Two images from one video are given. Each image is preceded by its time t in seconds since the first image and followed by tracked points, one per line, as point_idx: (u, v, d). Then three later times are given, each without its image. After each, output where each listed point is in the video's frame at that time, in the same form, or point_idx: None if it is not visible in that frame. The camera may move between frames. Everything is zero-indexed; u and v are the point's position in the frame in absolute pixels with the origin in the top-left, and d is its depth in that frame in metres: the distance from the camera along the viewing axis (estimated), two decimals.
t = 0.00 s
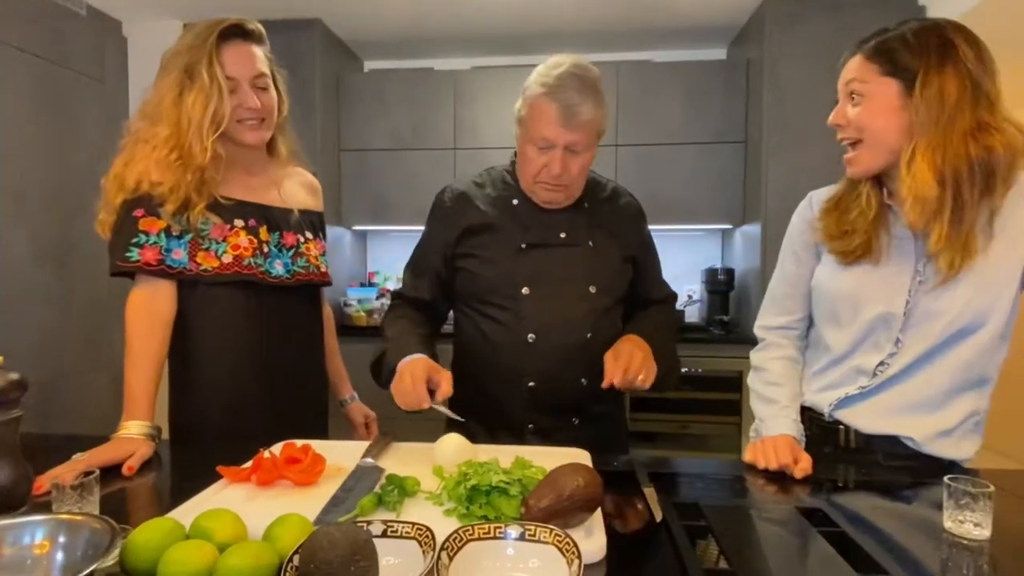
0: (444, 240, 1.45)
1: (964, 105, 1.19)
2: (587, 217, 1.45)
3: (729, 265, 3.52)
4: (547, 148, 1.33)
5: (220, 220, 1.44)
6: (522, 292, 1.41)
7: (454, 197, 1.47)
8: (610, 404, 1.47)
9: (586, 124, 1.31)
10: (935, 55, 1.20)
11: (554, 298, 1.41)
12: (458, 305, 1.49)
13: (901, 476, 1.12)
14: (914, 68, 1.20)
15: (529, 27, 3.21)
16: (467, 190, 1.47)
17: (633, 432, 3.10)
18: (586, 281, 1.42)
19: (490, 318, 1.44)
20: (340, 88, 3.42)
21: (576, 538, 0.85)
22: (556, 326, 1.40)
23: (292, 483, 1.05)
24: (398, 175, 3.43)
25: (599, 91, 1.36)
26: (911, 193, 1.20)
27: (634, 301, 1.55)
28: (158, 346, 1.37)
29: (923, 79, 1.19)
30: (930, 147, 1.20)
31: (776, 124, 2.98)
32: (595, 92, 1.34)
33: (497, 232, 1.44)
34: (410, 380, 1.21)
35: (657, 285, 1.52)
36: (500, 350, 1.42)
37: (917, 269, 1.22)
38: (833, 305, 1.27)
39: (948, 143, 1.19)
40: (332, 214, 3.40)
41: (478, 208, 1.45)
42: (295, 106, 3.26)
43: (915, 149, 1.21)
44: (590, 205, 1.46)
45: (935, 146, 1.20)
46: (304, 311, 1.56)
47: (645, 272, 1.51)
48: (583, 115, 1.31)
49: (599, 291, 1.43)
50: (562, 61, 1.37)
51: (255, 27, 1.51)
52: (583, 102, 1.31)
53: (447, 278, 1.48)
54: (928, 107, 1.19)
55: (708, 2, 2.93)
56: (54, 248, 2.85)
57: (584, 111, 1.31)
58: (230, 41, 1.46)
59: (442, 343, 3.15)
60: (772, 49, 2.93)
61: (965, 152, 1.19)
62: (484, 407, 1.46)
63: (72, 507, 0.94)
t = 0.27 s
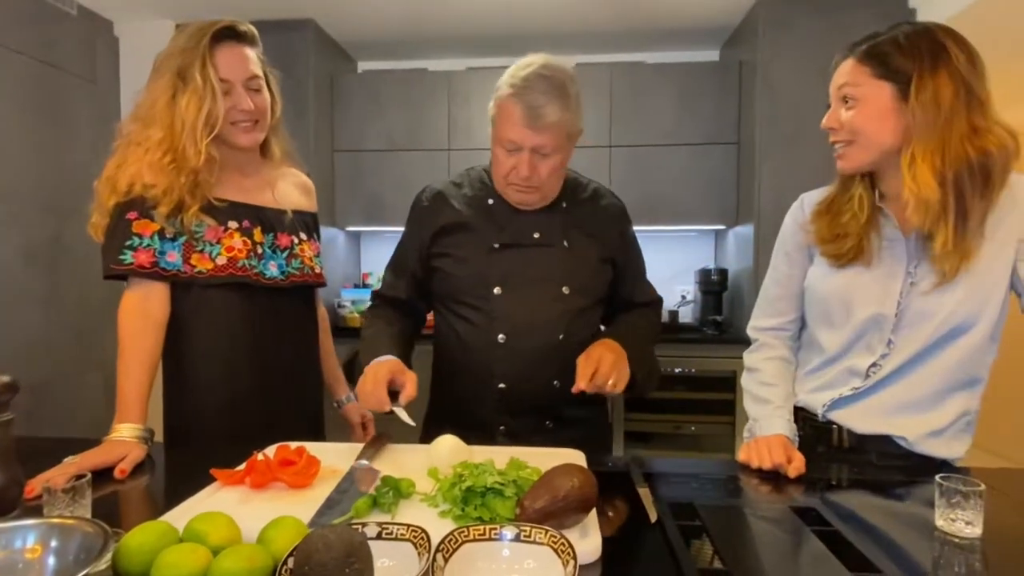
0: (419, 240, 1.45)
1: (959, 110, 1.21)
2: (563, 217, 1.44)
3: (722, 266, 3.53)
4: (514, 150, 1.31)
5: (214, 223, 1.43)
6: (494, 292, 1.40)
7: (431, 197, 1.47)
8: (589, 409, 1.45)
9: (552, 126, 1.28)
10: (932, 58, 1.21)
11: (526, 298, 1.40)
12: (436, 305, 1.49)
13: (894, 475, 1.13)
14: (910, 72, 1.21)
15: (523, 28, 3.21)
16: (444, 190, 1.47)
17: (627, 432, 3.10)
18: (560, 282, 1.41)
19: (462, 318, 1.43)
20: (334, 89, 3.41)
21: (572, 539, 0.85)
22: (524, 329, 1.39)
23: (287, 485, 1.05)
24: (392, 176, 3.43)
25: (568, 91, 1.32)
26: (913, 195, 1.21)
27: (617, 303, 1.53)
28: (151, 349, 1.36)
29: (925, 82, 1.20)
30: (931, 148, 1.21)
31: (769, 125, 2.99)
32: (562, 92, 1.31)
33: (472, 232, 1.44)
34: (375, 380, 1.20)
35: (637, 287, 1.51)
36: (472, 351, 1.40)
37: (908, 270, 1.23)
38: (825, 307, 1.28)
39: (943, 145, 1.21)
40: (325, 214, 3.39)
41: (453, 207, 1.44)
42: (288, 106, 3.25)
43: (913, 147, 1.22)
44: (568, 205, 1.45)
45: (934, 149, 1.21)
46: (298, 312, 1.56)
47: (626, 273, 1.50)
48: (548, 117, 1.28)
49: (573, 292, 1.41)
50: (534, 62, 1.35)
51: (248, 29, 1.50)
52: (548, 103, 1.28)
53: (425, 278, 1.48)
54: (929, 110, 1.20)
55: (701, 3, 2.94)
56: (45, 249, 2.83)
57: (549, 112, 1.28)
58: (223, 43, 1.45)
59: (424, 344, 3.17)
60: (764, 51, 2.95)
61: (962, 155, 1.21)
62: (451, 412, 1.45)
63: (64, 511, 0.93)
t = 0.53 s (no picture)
0: (392, 243, 1.44)
1: (952, 113, 1.21)
2: (536, 216, 1.43)
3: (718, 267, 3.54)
4: (481, 151, 1.29)
5: (209, 225, 1.43)
6: (466, 293, 1.39)
7: (403, 199, 1.47)
8: (563, 412, 1.43)
9: (516, 124, 1.26)
10: (925, 61, 1.22)
11: (497, 298, 1.38)
12: (411, 307, 1.48)
13: (889, 475, 1.13)
14: (905, 74, 1.22)
15: (519, 29, 3.22)
16: (417, 191, 1.47)
17: (624, 433, 3.11)
18: (532, 281, 1.40)
19: (434, 318, 1.42)
20: (330, 90, 3.41)
21: (569, 540, 0.85)
22: (496, 331, 1.37)
23: (283, 487, 1.04)
24: (388, 177, 3.42)
25: (530, 88, 1.30)
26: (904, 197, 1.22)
27: (596, 303, 1.52)
28: (146, 351, 1.35)
29: (914, 85, 1.21)
30: (923, 150, 1.22)
31: (764, 127, 3.01)
32: (525, 90, 1.29)
33: (444, 234, 1.43)
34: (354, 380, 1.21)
35: (613, 287, 1.49)
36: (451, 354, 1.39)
37: (902, 272, 1.24)
38: (821, 310, 1.28)
39: (937, 146, 1.21)
40: (321, 215, 3.39)
41: (425, 209, 1.44)
42: (284, 107, 3.24)
43: (907, 149, 1.23)
44: (541, 204, 1.44)
45: (928, 150, 1.22)
46: (293, 314, 1.55)
47: (603, 272, 1.48)
48: (511, 116, 1.26)
49: (546, 291, 1.40)
50: (497, 60, 1.33)
51: (240, 29, 1.50)
52: (510, 102, 1.26)
53: (399, 280, 1.47)
54: (923, 112, 1.20)
55: (696, 5, 2.95)
56: (38, 251, 2.81)
57: (512, 111, 1.26)
58: (216, 44, 1.45)
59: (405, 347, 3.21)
60: (759, 52, 2.96)
61: (956, 155, 1.21)
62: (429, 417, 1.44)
63: (58, 514, 0.92)
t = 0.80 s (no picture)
0: (371, 246, 1.45)
1: (947, 117, 1.22)
2: (517, 217, 1.43)
3: (715, 268, 3.55)
4: (457, 153, 1.28)
5: (204, 227, 1.42)
6: (447, 295, 1.39)
7: (385, 203, 1.47)
8: (553, 415, 1.42)
9: (491, 126, 1.25)
10: (919, 63, 1.23)
11: (478, 300, 1.38)
12: (394, 310, 1.47)
13: (886, 476, 1.14)
14: (900, 78, 1.23)
15: (517, 31, 3.23)
16: (398, 195, 1.47)
17: (622, 434, 3.11)
18: (513, 282, 1.40)
19: (416, 322, 1.42)
20: (327, 92, 3.41)
21: (568, 542, 0.85)
22: (478, 333, 1.37)
23: (281, 490, 1.04)
24: (385, 179, 3.42)
25: (504, 88, 1.29)
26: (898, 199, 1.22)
27: (581, 303, 1.51)
28: (142, 354, 1.35)
29: (904, 91, 1.22)
30: (915, 158, 1.23)
31: (761, 128, 3.02)
32: (497, 90, 1.28)
33: (423, 237, 1.43)
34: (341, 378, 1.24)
35: (596, 288, 1.49)
36: (439, 356, 1.38)
37: (898, 274, 1.24)
38: (817, 312, 1.29)
39: (934, 151, 1.22)
40: (319, 218, 3.39)
41: (405, 213, 1.44)
42: (281, 109, 3.24)
43: (902, 159, 1.24)
44: (522, 204, 1.44)
45: (924, 155, 1.22)
46: (289, 316, 1.55)
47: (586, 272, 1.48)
48: (484, 117, 1.25)
49: (527, 291, 1.40)
50: (470, 62, 1.32)
51: (234, 31, 1.50)
52: (482, 103, 1.25)
53: (382, 284, 1.47)
54: (914, 118, 1.21)
55: (693, 8, 2.96)
56: (35, 253, 2.80)
57: (485, 112, 1.25)
58: (210, 46, 1.45)
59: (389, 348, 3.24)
60: (755, 54, 2.97)
61: (951, 158, 1.22)
62: (415, 419, 1.43)
63: (56, 518, 0.92)
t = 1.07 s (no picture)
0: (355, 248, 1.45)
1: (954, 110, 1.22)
2: (499, 218, 1.42)
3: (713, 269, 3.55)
4: (434, 158, 1.28)
5: (201, 228, 1.42)
6: (430, 299, 1.39)
7: (369, 206, 1.47)
8: (541, 419, 1.42)
9: (466, 130, 1.24)
10: (914, 58, 1.22)
11: (460, 303, 1.38)
12: (381, 313, 1.47)
13: (884, 476, 1.14)
14: (903, 74, 1.21)
15: (515, 33, 3.23)
16: (383, 198, 1.47)
17: (620, 435, 3.11)
18: (495, 285, 1.39)
19: (400, 325, 1.42)
20: (325, 94, 3.41)
21: (568, 543, 0.85)
22: (460, 337, 1.37)
23: (280, 492, 1.04)
24: (382, 181, 3.42)
25: (480, 90, 1.28)
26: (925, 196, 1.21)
27: (570, 305, 1.49)
28: (138, 358, 1.35)
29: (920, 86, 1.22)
30: (943, 145, 1.22)
31: (759, 130, 3.02)
32: (473, 93, 1.26)
33: (404, 240, 1.43)
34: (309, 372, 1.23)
35: (585, 288, 1.47)
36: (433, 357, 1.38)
37: (888, 273, 1.24)
38: (810, 313, 1.29)
39: (953, 144, 1.22)
40: (316, 220, 3.39)
41: (387, 219, 1.44)
42: (279, 110, 3.24)
43: (931, 147, 1.22)
44: (505, 205, 1.43)
45: (943, 153, 1.21)
46: (287, 317, 1.55)
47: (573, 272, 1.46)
48: (460, 121, 1.24)
49: (510, 293, 1.39)
50: (445, 65, 1.31)
51: (230, 33, 1.50)
52: (457, 107, 1.24)
53: (368, 287, 1.47)
54: (941, 113, 1.21)
55: (691, 9, 2.97)
56: (33, 254, 2.80)
57: (459, 117, 1.24)
58: (206, 47, 1.45)
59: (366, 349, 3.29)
60: (753, 56, 2.98)
61: (954, 155, 1.22)
62: (410, 419, 1.43)
63: (54, 520, 0.92)
